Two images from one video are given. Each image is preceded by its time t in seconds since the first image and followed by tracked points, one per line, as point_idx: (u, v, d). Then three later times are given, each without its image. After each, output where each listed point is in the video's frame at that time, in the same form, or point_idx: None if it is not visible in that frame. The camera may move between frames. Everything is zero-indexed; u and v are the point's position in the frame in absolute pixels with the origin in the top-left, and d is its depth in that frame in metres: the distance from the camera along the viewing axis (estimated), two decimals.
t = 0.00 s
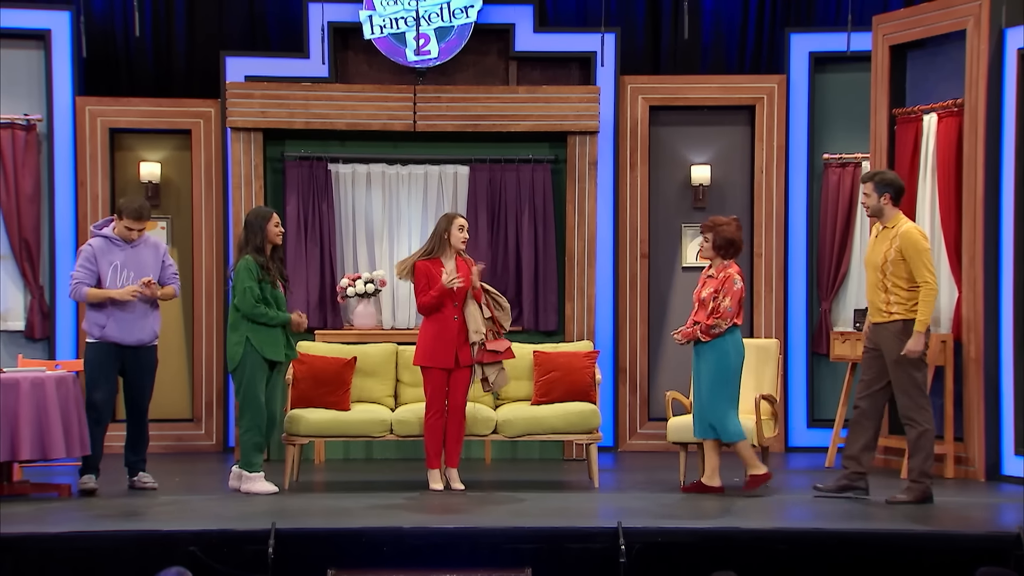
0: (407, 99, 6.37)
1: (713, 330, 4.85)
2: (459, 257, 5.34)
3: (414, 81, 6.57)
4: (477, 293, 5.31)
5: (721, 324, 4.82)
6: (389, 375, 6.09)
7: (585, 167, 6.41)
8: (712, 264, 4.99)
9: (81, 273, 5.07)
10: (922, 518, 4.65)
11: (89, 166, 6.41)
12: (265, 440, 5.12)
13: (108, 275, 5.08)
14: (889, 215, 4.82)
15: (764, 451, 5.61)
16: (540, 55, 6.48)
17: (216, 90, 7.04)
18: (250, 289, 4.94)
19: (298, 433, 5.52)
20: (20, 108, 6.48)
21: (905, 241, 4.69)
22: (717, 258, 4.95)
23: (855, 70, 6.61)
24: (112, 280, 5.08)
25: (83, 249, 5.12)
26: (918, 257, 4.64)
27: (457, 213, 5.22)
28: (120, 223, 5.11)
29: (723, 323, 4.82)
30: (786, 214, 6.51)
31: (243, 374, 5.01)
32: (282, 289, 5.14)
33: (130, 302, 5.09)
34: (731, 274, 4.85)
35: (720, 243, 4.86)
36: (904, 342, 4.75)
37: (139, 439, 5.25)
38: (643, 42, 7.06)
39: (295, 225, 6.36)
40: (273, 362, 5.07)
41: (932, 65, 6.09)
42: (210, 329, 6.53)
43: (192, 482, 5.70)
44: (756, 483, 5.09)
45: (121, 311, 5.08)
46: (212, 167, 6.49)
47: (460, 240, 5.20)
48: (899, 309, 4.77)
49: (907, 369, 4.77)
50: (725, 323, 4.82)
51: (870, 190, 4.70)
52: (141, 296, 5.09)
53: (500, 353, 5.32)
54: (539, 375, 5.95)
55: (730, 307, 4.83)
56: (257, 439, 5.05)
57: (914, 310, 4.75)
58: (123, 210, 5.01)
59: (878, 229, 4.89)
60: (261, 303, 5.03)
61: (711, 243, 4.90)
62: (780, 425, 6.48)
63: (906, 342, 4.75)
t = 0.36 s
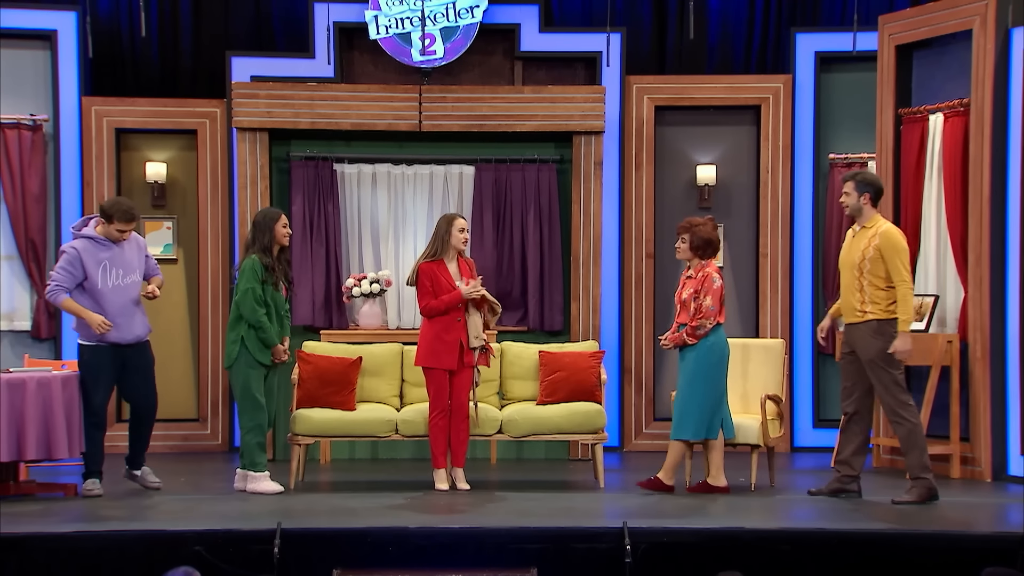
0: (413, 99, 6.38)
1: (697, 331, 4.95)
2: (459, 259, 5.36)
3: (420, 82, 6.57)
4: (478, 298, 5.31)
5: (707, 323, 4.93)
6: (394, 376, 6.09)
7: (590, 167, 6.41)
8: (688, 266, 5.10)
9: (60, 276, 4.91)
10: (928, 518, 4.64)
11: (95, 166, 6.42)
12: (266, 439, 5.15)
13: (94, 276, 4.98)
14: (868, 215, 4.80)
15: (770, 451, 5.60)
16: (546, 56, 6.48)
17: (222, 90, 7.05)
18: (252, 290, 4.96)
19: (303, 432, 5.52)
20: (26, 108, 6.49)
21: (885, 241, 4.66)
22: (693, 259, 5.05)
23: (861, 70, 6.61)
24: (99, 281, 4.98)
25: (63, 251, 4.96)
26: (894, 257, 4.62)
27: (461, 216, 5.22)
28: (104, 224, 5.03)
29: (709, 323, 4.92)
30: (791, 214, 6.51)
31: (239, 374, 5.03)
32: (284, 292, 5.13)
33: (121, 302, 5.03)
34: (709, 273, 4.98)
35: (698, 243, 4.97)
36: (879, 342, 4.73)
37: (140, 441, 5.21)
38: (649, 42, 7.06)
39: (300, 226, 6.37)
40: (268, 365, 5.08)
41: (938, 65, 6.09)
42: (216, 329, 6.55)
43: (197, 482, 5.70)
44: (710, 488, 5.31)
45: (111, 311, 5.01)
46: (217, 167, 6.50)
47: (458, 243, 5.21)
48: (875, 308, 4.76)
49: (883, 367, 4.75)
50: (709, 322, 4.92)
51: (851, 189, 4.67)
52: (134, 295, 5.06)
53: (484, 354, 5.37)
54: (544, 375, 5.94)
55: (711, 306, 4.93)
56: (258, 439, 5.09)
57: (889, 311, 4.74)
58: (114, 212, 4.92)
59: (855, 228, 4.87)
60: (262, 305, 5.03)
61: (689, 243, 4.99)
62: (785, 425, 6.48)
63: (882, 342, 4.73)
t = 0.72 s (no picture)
0: (418, 99, 6.38)
1: (670, 325, 4.91)
2: (461, 259, 5.34)
3: (425, 82, 6.58)
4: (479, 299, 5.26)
5: (680, 318, 4.89)
6: (399, 376, 6.10)
7: (595, 168, 6.41)
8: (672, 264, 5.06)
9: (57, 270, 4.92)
10: (934, 519, 4.63)
11: (100, 166, 6.43)
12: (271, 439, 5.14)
13: (92, 272, 4.97)
14: (845, 215, 4.82)
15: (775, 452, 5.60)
16: (551, 55, 6.49)
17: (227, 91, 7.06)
18: (248, 294, 4.97)
19: (308, 432, 5.53)
20: (31, 108, 6.52)
21: (857, 238, 4.69)
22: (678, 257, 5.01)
23: (866, 70, 6.60)
24: (96, 278, 4.98)
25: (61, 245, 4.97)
26: (865, 255, 4.65)
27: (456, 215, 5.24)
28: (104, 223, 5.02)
29: (682, 318, 4.89)
30: (796, 214, 6.50)
31: (240, 375, 5.06)
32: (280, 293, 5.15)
33: (119, 299, 5.02)
34: (694, 271, 4.94)
35: (681, 245, 4.91)
36: (852, 336, 4.79)
37: (139, 442, 5.14)
38: (654, 42, 7.06)
39: (305, 226, 6.37)
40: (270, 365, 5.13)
41: (943, 65, 6.08)
42: (221, 329, 6.56)
43: (202, 482, 5.70)
44: (713, 484, 5.27)
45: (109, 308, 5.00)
46: (223, 168, 6.51)
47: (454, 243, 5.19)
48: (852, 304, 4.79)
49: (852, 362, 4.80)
50: (683, 318, 4.89)
51: (826, 190, 4.69)
52: (134, 294, 5.05)
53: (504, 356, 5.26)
54: (549, 375, 5.94)
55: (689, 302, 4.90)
56: (263, 438, 5.07)
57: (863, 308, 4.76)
58: (126, 220, 4.92)
59: (834, 228, 4.89)
60: (259, 307, 5.04)
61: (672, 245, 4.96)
62: (790, 425, 6.48)
63: (854, 337, 4.79)
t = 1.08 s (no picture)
0: (426, 99, 6.38)
1: (662, 327, 4.94)
2: (473, 260, 5.32)
3: (433, 82, 6.58)
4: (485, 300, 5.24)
5: (671, 318, 4.92)
6: (407, 377, 6.10)
7: (603, 168, 6.40)
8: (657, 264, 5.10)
9: (70, 267, 4.91)
10: (944, 520, 4.63)
11: (109, 167, 6.44)
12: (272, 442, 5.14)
13: (105, 271, 4.98)
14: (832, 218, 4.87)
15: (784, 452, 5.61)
16: (559, 56, 6.48)
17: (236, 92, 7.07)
18: (246, 297, 4.98)
19: (316, 432, 5.53)
20: (40, 109, 6.55)
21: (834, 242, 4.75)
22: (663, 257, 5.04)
23: (874, 70, 6.59)
24: (109, 278, 4.98)
25: (76, 242, 4.95)
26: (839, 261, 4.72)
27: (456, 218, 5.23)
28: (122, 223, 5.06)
29: (673, 318, 4.92)
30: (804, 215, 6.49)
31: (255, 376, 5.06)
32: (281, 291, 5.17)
33: (131, 301, 5.04)
34: (678, 270, 4.98)
35: (665, 242, 4.94)
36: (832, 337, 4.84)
37: (148, 442, 5.14)
38: (662, 42, 7.06)
39: (314, 226, 6.37)
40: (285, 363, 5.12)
41: (953, 65, 6.07)
42: (230, 330, 6.58)
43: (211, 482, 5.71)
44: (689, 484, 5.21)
45: (120, 308, 5.01)
46: (231, 169, 6.52)
47: (455, 244, 5.22)
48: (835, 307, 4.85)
49: (831, 363, 4.84)
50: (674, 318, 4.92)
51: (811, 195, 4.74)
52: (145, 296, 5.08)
53: (511, 362, 5.20)
54: (557, 375, 5.93)
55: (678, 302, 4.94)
56: (266, 440, 5.07)
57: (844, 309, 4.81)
58: (148, 220, 4.98)
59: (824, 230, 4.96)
60: (260, 308, 5.06)
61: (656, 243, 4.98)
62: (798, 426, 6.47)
63: (832, 338, 4.82)
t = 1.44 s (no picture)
0: (433, 100, 6.39)
1: (665, 331, 4.95)
2: (483, 261, 5.28)
3: (440, 82, 6.59)
4: (500, 303, 5.22)
5: (673, 323, 4.95)
6: (414, 377, 6.10)
7: (610, 168, 6.39)
8: (653, 265, 5.11)
9: (80, 269, 4.90)
10: (952, 522, 4.62)
11: (117, 168, 6.45)
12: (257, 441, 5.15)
13: (114, 273, 4.99)
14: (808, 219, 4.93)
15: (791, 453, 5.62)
16: (566, 56, 6.48)
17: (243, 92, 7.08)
18: (250, 293, 4.99)
19: (324, 433, 5.53)
20: (49, 110, 6.56)
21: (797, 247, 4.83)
22: (660, 259, 5.06)
23: (882, 70, 6.58)
24: (118, 279, 5.00)
25: (84, 244, 4.96)
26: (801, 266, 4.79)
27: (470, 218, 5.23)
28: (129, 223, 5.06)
29: (674, 322, 4.94)
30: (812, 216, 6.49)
31: (247, 376, 5.06)
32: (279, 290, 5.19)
33: (139, 301, 5.06)
34: (678, 273, 5.00)
35: (663, 243, 4.97)
36: (796, 340, 4.92)
37: (156, 442, 5.15)
38: (669, 42, 7.07)
39: (321, 227, 6.37)
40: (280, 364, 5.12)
41: (961, 65, 6.05)
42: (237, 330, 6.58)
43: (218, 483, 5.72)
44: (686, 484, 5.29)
45: (129, 309, 5.03)
46: (239, 170, 6.53)
47: (463, 246, 5.22)
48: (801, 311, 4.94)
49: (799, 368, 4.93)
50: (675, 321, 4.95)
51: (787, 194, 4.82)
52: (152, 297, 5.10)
53: (500, 360, 5.15)
54: (564, 376, 5.93)
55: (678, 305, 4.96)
56: (251, 440, 5.08)
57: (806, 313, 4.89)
58: (155, 217, 4.97)
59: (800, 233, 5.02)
60: (262, 306, 5.07)
61: (654, 244, 5.00)
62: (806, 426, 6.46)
63: (797, 343, 4.92)
